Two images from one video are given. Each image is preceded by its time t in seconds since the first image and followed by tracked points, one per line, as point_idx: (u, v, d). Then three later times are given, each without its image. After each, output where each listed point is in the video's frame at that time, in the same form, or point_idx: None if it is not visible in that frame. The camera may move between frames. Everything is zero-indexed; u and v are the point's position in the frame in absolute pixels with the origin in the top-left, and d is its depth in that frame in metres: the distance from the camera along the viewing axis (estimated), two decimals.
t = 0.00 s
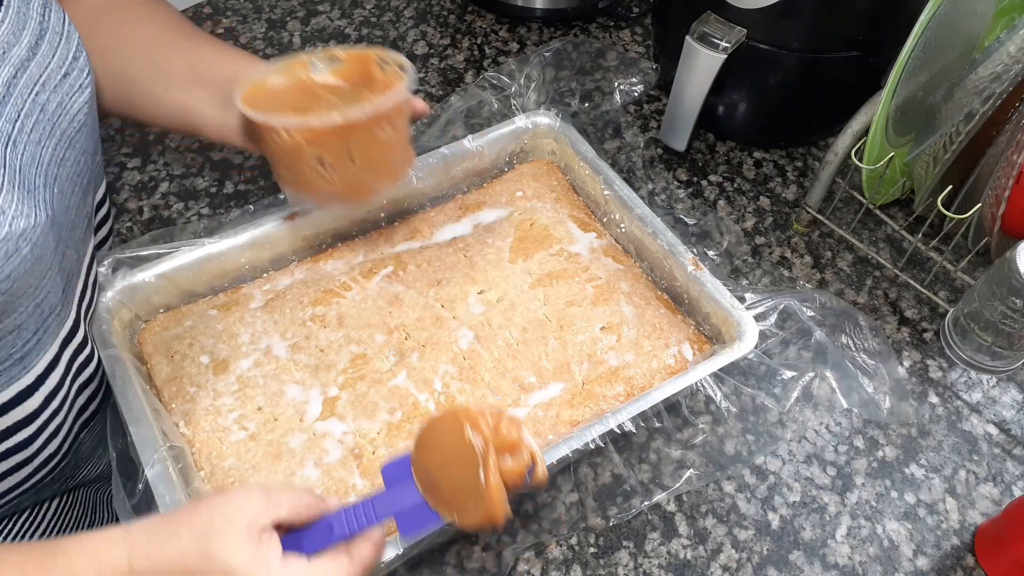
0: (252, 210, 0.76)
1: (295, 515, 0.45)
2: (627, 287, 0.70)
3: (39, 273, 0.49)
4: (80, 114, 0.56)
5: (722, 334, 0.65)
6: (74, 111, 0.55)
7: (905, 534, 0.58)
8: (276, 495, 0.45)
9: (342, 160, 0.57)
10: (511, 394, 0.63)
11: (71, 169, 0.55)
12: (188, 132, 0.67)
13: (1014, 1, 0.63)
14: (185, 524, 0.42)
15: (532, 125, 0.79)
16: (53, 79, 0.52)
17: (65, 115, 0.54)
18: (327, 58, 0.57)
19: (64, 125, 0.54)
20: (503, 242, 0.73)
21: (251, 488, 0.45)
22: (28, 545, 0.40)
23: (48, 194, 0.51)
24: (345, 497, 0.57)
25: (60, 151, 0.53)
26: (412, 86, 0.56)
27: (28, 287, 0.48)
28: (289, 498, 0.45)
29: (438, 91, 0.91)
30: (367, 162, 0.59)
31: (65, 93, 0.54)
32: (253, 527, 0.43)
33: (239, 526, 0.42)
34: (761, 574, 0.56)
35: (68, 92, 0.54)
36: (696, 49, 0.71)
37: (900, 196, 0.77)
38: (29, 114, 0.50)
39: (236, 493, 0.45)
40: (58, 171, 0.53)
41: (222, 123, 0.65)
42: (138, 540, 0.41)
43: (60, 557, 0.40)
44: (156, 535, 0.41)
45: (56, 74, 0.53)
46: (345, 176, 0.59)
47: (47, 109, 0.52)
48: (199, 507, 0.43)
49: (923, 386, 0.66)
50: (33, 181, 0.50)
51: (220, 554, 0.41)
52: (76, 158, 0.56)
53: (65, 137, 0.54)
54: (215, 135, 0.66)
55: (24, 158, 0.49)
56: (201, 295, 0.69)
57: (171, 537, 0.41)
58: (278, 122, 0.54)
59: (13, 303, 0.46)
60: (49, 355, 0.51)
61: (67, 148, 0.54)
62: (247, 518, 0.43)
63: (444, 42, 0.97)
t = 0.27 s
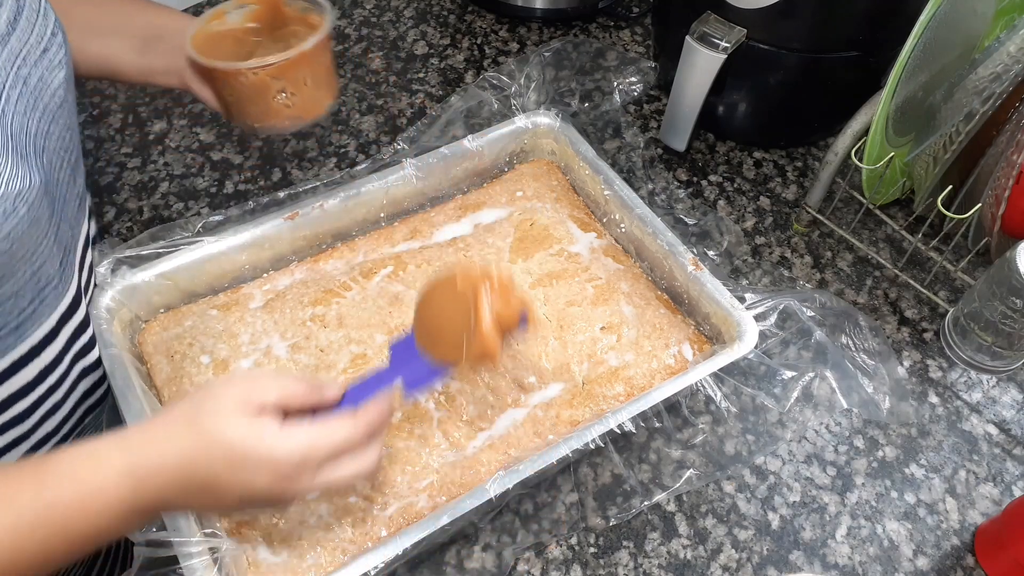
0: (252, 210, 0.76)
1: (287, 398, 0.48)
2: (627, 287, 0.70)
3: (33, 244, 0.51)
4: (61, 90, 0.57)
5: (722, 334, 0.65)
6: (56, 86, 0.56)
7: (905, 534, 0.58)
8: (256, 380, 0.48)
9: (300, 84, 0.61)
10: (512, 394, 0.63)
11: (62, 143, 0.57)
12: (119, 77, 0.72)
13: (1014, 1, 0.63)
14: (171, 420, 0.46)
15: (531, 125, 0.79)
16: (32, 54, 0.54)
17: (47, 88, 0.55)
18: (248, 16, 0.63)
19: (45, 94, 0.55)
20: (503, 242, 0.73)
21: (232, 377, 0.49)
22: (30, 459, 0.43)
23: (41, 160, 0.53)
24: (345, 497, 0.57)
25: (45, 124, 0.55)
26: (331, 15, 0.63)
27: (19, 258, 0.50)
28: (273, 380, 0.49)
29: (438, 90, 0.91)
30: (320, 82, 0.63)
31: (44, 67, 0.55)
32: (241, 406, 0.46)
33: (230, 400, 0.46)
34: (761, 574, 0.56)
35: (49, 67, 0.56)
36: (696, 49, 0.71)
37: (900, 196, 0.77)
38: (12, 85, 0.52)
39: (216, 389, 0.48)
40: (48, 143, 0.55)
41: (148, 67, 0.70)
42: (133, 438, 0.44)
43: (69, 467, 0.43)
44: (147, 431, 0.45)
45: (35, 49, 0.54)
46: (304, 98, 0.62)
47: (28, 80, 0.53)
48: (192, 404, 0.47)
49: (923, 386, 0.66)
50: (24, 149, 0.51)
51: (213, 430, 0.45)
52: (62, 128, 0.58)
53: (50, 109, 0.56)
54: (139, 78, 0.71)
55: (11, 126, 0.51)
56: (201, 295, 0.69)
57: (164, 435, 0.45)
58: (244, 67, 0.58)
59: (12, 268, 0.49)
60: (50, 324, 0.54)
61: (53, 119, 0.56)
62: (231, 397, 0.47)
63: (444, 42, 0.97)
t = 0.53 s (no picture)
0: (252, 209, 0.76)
1: (377, 256, 0.55)
2: (627, 287, 0.70)
3: (40, 200, 0.49)
4: (47, 54, 0.54)
5: (722, 334, 0.65)
6: (45, 51, 0.54)
7: (905, 534, 0.58)
8: (346, 236, 0.55)
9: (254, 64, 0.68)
10: (512, 394, 0.63)
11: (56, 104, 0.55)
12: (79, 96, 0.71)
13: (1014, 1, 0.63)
14: (258, 283, 0.50)
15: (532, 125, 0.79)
16: (23, 17, 0.51)
17: (39, 53, 0.53)
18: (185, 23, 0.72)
19: (38, 59, 0.53)
20: (503, 242, 0.73)
21: (330, 234, 0.55)
22: (115, 335, 0.44)
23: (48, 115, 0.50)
24: (345, 497, 0.57)
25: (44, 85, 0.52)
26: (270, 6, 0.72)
27: (28, 216, 0.48)
28: (363, 236, 0.56)
29: (438, 90, 0.91)
30: (268, 60, 0.69)
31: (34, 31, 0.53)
32: (338, 267, 0.53)
33: (326, 260, 0.53)
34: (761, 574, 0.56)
35: (37, 30, 0.53)
36: (696, 49, 0.71)
37: (900, 196, 0.77)
38: (13, 48, 0.49)
39: (318, 243, 0.55)
40: (47, 101, 0.53)
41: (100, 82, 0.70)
42: (223, 306, 0.47)
43: (164, 339, 0.44)
44: (223, 305, 0.47)
45: (23, 14, 0.51)
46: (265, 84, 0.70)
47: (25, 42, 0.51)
48: (278, 266, 0.52)
49: (923, 386, 0.66)
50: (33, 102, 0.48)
51: (307, 292, 0.51)
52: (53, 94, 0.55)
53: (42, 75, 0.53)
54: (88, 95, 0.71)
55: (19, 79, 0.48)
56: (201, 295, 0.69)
57: (250, 294, 0.48)
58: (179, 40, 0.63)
59: (31, 214, 0.48)
60: (41, 294, 0.53)
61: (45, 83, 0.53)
62: (321, 257, 0.53)
63: (444, 42, 0.97)
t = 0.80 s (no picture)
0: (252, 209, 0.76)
1: (484, 208, 0.61)
2: (627, 287, 0.70)
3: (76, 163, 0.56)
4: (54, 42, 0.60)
5: (722, 334, 0.65)
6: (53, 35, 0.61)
7: (905, 534, 0.58)
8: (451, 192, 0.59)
9: (254, 88, 0.69)
10: (512, 394, 0.63)
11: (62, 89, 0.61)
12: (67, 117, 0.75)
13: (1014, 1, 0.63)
14: (363, 237, 0.53)
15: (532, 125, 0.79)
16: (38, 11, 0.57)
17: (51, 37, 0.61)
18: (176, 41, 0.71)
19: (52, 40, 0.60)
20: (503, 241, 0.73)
21: (431, 177, 0.60)
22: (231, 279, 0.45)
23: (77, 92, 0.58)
24: (345, 497, 0.57)
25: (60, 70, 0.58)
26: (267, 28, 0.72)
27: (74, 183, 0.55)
28: (471, 193, 0.61)
29: (437, 91, 0.91)
30: (266, 81, 0.71)
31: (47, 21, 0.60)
32: (433, 245, 0.55)
33: (415, 230, 0.55)
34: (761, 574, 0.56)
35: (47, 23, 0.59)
36: (696, 49, 0.71)
37: (900, 196, 0.77)
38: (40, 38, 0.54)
39: (410, 198, 0.57)
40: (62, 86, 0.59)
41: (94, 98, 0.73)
42: (326, 261, 0.49)
43: (280, 284, 0.46)
44: (329, 259, 0.50)
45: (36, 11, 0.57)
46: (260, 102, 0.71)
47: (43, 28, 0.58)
48: (369, 223, 0.55)
49: (923, 386, 0.66)
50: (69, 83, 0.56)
51: (411, 253, 0.53)
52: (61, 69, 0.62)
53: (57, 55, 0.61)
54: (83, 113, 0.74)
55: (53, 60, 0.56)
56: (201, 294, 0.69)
57: (353, 249, 0.52)
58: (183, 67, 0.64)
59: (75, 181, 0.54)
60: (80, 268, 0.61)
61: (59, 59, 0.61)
62: (422, 218, 0.56)
63: (444, 42, 0.97)
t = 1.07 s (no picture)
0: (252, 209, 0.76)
1: (500, 204, 0.67)
2: (627, 287, 0.70)
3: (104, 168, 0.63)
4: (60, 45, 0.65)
5: (722, 334, 0.65)
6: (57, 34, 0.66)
7: (905, 534, 0.58)
8: (467, 193, 0.66)
9: (245, 96, 0.75)
10: (512, 394, 0.63)
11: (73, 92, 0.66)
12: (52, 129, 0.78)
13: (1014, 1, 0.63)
14: (388, 237, 0.60)
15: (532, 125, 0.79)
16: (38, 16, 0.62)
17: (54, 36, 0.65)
18: (166, 50, 0.76)
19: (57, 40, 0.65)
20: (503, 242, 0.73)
21: (449, 178, 0.67)
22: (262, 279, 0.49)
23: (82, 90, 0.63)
24: (346, 497, 0.57)
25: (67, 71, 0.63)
26: (255, 39, 0.79)
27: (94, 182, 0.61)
28: (487, 192, 0.67)
29: (437, 90, 0.91)
30: (257, 90, 0.77)
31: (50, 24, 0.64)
32: (457, 238, 0.62)
33: (437, 226, 0.62)
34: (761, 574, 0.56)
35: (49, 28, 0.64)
36: (696, 49, 0.71)
37: (900, 196, 0.77)
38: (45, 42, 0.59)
39: (431, 200, 0.64)
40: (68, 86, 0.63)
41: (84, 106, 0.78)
42: (353, 262, 0.55)
43: (315, 282, 0.51)
44: (359, 257, 0.56)
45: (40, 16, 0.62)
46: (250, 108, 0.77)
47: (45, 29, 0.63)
48: (394, 224, 0.62)
49: (923, 386, 0.66)
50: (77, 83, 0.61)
51: (434, 248, 0.60)
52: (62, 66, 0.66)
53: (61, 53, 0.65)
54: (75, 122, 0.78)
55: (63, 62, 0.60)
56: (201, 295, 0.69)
57: (381, 249, 0.58)
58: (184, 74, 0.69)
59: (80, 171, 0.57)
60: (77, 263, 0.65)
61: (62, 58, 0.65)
62: (444, 215, 0.63)
63: (444, 42, 0.97)
